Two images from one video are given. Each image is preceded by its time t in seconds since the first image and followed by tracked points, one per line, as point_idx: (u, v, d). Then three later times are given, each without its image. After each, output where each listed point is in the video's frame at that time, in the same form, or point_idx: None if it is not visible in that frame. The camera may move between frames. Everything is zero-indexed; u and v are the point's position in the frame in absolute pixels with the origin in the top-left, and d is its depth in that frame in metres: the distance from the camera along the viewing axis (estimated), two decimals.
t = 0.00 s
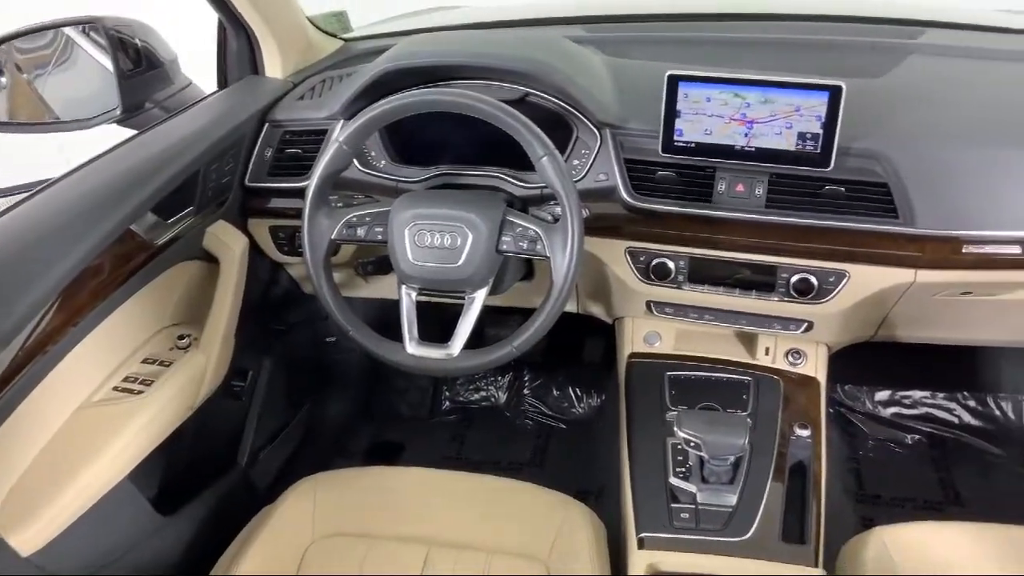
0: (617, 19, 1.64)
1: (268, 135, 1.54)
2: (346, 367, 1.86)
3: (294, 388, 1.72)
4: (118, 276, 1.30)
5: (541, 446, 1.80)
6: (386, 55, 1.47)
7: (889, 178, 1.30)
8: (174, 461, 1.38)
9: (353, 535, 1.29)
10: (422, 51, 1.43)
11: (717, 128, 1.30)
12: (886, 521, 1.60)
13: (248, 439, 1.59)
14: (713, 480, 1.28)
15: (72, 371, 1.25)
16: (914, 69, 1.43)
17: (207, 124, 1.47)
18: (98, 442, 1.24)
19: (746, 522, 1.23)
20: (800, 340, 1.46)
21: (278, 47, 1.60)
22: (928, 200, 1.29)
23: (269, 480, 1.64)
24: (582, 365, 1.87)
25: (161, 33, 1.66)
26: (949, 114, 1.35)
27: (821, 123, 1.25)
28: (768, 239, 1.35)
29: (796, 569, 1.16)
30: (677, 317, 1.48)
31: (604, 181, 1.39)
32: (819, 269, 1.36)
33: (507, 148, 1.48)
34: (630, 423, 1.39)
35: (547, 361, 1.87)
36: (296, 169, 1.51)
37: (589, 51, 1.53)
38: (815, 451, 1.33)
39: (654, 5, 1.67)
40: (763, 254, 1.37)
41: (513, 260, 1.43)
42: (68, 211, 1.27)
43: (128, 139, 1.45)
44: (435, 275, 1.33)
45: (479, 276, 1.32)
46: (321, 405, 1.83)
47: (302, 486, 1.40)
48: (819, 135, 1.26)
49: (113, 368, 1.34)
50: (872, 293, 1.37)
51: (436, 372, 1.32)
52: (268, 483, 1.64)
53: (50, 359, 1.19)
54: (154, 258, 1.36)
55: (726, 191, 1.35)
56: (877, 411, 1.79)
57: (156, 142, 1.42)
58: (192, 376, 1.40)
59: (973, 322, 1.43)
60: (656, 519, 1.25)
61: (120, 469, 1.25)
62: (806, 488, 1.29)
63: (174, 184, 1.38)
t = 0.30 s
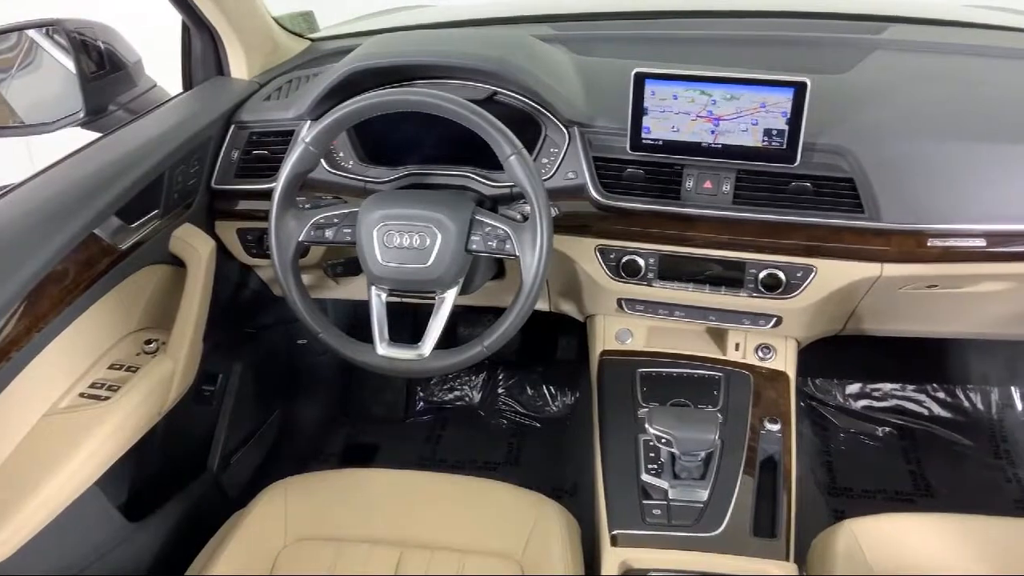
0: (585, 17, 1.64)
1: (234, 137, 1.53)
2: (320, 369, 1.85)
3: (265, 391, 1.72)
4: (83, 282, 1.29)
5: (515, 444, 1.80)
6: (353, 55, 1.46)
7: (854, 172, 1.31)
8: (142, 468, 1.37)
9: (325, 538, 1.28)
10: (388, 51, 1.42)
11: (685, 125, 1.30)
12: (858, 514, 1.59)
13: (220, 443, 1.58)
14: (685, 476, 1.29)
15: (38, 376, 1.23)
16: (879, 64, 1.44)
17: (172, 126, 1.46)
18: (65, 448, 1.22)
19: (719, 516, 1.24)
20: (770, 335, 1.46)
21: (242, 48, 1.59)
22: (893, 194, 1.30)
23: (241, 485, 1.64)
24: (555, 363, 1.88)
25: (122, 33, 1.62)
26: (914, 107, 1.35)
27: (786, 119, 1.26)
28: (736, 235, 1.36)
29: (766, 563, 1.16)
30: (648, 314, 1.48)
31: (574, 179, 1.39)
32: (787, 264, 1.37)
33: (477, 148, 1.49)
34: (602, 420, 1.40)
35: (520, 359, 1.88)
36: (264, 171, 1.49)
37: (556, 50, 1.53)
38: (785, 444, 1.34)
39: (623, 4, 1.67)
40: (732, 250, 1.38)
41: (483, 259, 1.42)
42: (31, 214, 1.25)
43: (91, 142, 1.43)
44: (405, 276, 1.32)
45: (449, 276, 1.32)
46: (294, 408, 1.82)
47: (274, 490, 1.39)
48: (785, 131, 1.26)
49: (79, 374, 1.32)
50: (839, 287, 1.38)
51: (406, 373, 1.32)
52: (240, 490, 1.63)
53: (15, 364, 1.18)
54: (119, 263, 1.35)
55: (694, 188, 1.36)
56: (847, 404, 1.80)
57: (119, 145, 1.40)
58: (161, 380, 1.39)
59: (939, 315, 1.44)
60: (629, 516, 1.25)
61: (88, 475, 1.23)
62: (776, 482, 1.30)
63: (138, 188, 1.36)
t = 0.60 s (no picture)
0: (555, 15, 1.64)
1: (201, 136, 1.51)
2: (292, 370, 1.84)
3: (237, 393, 1.70)
4: (48, 284, 1.27)
5: (490, 443, 1.79)
6: (320, 53, 1.44)
7: (822, 168, 1.32)
8: (110, 472, 1.36)
9: (297, 540, 1.27)
10: (357, 49, 1.41)
11: (654, 122, 1.31)
12: (830, 507, 1.59)
13: (191, 446, 1.56)
14: (657, 472, 1.29)
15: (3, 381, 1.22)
16: (847, 60, 1.45)
17: (137, 126, 1.44)
18: (31, 454, 1.20)
19: (692, 512, 1.24)
20: (741, 331, 1.47)
21: (208, 47, 1.57)
22: (861, 189, 1.31)
23: (212, 488, 1.62)
24: (529, 361, 1.88)
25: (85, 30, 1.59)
26: (881, 103, 1.36)
27: (755, 115, 1.26)
28: (707, 232, 1.37)
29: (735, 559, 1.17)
30: (620, 312, 1.48)
31: (545, 177, 1.39)
32: (757, 260, 1.38)
33: (448, 147, 1.48)
34: (575, 418, 1.40)
35: (494, 357, 1.87)
36: (232, 170, 1.48)
37: (526, 47, 1.53)
38: (757, 439, 1.35)
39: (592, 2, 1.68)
40: (703, 246, 1.38)
41: (455, 258, 1.42)
42: None
43: (56, 142, 1.41)
44: (375, 275, 1.31)
45: (420, 275, 1.31)
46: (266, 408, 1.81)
47: (246, 493, 1.37)
48: (753, 127, 1.27)
49: (46, 378, 1.30)
50: (809, 282, 1.39)
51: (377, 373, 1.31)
52: (212, 493, 1.61)
53: None
54: (85, 265, 1.33)
55: (665, 184, 1.36)
56: (819, 398, 1.80)
57: (84, 145, 1.38)
58: (129, 384, 1.37)
59: (908, 309, 1.45)
60: (602, 513, 1.25)
61: (56, 480, 1.22)
62: (748, 478, 1.30)
63: (103, 189, 1.34)
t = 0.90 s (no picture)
0: (526, 13, 1.64)
1: (167, 137, 1.50)
2: (263, 373, 1.83)
3: (207, 396, 1.69)
4: (13, 287, 1.24)
5: (465, 443, 1.79)
6: (288, 52, 1.43)
7: (790, 165, 1.33)
8: (78, 478, 1.34)
9: (268, 544, 1.26)
10: (325, 48, 1.40)
11: (624, 120, 1.31)
12: (801, 501, 1.61)
13: (160, 451, 1.54)
14: (630, 469, 1.30)
15: None
16: (815, 57, 1.46)
17: (102, 127, 1.42)
18: None
19: (663, 509, 1.25)
20: (712, 327, 1.48)
21: (173, 46, 1.55)
22: (829, 186, 1.32)
23: (184, 492, 1.61)
24: (503, 360, 1.88)
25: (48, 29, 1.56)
26: (849, 100, 1.37)
27: (723, 113, 1.27)
28: (677, 229, 1.37)
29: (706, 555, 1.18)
30: (592, 310, 1.48)
31: (515, 176, 1.39)
32: (727, 257, 1.38)
33: (418, 146, 1.47)
34: (548, 417, 1.40)
35: (468, 357, 1.88)
36: (199, 172, 1.47)
37: (496, 46, 1.52)
38: (729, 435, 1.35)
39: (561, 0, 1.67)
40: (673, 243, 1.39)
41: (426, 258, 1.41)
42: None
43: (20, 144, 1.39)
44: (345, 276, 1.30)
45: (390, 276, 1.31)
46: (237, 410, 1.79)
47: (217, 497, 1.36)
48: (722, 125, 1.27)
49: (11, 384, 1.30)
50: (779, 278, 1.40)
51: (349, 374, 1.30)
52: (182, 498, 1.60)
53: None
54: (49, 269, 1.31)
55: (635, 183, 1.37)
56: (791, 393, 1.81)
57: (48, 146, 1.36)
58: (96, 388, 1.36)
59: (878, 303, 1.46)
60: (575, 511, 1.25)
61: (22, 486, 1.20)
62: (720, 474, 1.31)
63: (67, 191, 1.32)
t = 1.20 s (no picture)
0: (494, 14, 1.63)
1: (131, 140, 1.48)
2: (233, 377, 1.81)
3: (176, 401, 1.67)
4: None
5: (438, 444, 1.78)
6: (253, 53, 1.42)
7: (757, 163, 1.33)
8: (44, 486, 1.32)
9: (238, 549, 1.25)
10: (290, 48, 1.39)
11: (591, 119, 1.31)
12: (773, 496, 1.61)
13: (128, 458, 1.53)
14: (601, 468, 1.30)
15: None
16: (781, 54, 1.47)
17: (65, 130, 1.40)
18: None
19: (635, 507, 1.25)
20: (682, 325, 1.48)
21: (136, 47, 1.53)
22: (796, 183, 1.32)
23: (153, 500, 1.59)
24: (476, 361, 1.88)
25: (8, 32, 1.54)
26: (814, 97, 1.38)
27: (690, 112, 1.28)
28: (646, 228, 1.37)
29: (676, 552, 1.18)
30: (563, 309, 1.48)
31: (484, 176, 1.38)
32: (696, 255, 1.39)
33: (386, 147, 1.47)
34: (520, 417, 1.39)
35: (441, 357, 1.89)
36: (164, 174, 1.45)
37: (463, 46, 1.52)
38: (699, 432, 1.36)
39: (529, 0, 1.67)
40: (643, 242, 1.39)
41: (395, 259, 1.40)
42: None
43: None
44: (314, 279, 1.29)
45: (358, 278, 1.30)
46: (208, 415, 1.77)
47: (186, 503, 1.34)
48: (688, 124, 1.28)
49: None
50: (747, 276, 1.40)
51: (318, 377, 1.29)
52: (152, 505, 1.58)
53: None
54: (12, 275, 1.29)
55: (603, 182, 1.37)
56: (762, 389, 1.82)
57: (9, 150, 1.34)
58: (61, 395, 1.34)
59: (845, 299, 1.48)
60: (546, 512, 1.25)
61: None
62: (691, 471, 1.32)
63: (29, 195, 1.30)
